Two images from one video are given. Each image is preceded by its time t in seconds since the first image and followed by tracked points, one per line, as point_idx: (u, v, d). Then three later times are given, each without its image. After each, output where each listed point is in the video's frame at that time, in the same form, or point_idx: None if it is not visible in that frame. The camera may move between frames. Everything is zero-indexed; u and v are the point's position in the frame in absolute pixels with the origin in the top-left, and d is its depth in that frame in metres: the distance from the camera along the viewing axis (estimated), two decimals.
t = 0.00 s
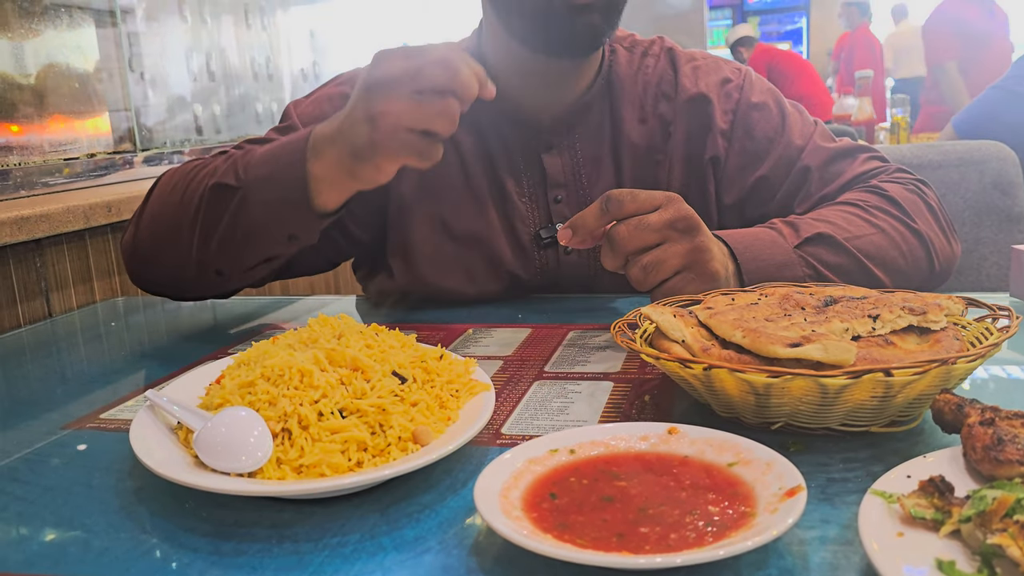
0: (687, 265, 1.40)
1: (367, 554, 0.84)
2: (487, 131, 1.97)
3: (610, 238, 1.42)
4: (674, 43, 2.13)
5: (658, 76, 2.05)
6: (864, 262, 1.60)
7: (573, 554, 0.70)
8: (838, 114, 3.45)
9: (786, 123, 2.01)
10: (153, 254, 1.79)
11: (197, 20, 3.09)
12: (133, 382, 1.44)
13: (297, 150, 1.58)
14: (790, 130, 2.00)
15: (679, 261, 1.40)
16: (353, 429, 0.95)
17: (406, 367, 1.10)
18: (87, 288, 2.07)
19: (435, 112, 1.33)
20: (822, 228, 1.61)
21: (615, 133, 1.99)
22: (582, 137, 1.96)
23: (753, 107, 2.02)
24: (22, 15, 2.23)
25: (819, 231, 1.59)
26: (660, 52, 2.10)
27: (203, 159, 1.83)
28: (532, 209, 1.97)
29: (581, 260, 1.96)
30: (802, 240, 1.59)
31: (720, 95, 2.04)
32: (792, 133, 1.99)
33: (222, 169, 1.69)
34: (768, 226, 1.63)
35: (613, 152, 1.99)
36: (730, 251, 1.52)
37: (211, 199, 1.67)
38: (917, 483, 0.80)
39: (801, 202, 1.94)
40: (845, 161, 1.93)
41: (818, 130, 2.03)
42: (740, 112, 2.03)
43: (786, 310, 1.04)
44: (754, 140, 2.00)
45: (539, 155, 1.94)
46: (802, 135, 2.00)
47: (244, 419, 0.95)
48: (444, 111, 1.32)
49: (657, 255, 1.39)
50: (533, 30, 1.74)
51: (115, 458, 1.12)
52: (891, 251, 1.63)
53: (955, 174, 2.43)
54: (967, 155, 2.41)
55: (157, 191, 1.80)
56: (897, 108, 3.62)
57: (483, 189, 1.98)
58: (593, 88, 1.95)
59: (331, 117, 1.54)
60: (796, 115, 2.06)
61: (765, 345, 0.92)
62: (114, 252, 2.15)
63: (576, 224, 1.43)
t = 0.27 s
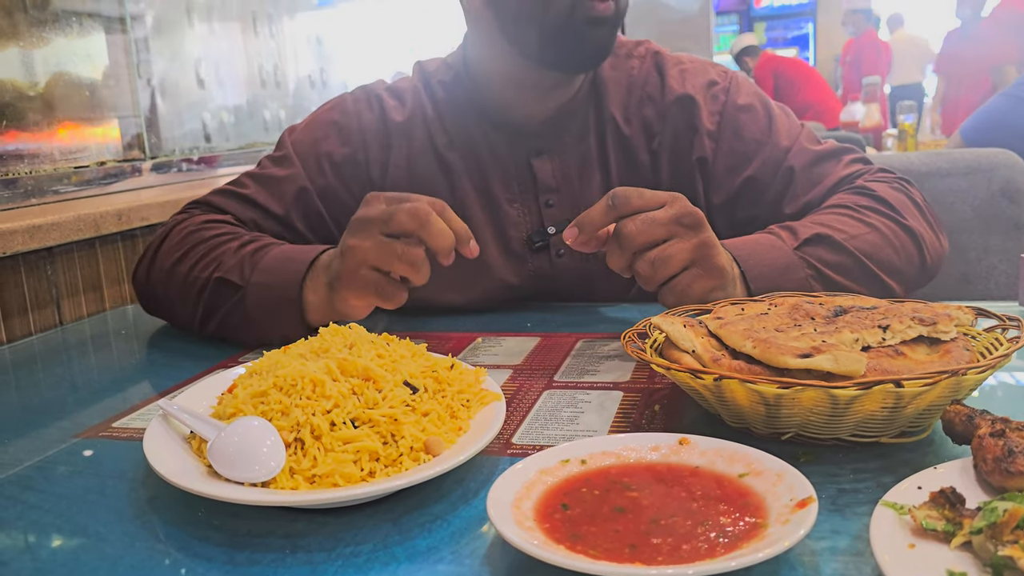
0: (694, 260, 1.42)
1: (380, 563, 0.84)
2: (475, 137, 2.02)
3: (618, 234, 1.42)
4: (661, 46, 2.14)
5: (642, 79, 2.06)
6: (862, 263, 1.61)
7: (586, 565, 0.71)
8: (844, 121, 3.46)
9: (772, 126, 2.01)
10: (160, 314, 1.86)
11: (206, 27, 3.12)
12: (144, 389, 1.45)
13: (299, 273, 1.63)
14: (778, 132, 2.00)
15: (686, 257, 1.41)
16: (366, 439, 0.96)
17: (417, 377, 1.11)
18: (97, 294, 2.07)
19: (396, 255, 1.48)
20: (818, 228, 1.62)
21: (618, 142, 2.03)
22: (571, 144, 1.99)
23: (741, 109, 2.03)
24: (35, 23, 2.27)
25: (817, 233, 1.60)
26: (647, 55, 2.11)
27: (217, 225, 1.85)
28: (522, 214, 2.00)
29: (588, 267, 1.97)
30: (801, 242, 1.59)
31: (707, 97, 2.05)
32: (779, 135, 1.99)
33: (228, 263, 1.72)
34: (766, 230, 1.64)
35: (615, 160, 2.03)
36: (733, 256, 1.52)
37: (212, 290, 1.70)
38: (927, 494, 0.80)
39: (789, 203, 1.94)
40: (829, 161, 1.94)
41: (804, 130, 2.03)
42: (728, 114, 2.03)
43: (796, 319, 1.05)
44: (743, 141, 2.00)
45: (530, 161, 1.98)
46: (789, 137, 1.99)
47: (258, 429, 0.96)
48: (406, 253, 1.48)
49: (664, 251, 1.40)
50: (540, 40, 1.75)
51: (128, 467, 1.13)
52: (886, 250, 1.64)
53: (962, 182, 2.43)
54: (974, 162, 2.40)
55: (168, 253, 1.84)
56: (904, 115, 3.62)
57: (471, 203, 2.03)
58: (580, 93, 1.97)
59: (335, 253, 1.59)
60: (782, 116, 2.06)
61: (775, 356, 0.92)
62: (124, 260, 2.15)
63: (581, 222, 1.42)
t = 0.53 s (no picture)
0: (647, 259, 1.44)
1: (390, 571, 0.85)
2: (468, 144, 2.04)
3: (574, 230, 1.42)
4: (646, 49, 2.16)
5: (628, 82, 2.08)
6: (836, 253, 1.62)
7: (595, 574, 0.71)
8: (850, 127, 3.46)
9: (757, 120, 2.00)
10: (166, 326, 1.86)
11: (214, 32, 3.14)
12: (153, 396, 1.46)
13: (309, 287, 1.64)
14: (762, 124, 2.00)
15: (640, 256, 1.43)
16: (375, 447, 0.97)
17: (427, 385, 1.12)
18: (107, 301, 2.09)
19: (403, 262, 1.47)
20: (797, 216, 1.62)
21: (616, 147, 2.04)
22: (563, 148, 2.02)
23: (723, 106, 2.03)
24: (45, 31, 2.29)
25: (792, 220, 1.61)
26: (632, 60, 2.13)
27: (224, 238, 1.87)
28: (515, 220, 2.02)
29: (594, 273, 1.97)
30: (774, 228, 1.60)
31: (690, 94, 2.06)
32: (763, 129, 1.99)
33: (236, 277, 1.73)
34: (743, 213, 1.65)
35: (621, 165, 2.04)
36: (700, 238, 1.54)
37: (218, 303, 1.71)
38: (936, 504, 0.80)
39: (774, 195, 1.93)
40: (816, 154, 1.92)
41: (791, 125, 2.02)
42: (710, 110, 2.04)
43: (804, 328, 1.05)
44: (726, 137, 2.01)
45: (522, 166, 2.01)
46: (775, 130, 1.99)
47: (268, 437, 0.97)
48: (412, 261, 1.47)
49: (618, 250, 1.43)
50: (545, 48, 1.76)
51: (138, 473, 1.14)
52: (864, 243, 1.64)
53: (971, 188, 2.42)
54: (982, 168, 2.39)
55: (175, 266, 1.84)
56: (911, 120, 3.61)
57: (465, 210, 2.05)
58: (569, 97, 2.01)
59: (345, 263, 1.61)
60: (768, 110, 2.05)
61: (783, 365, 0.93)
62: (134, 266, 2.17)
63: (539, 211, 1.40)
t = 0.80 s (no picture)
0: (645, 287, 1.43)
1: None
2: (470, 153, 2.04)
3: (571, 259, 1.44)
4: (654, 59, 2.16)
5: (633, 94, 2.08)
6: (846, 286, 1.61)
7: None
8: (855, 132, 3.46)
9: (769, 139, 2.01)
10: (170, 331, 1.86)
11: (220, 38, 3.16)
12: (159, 400, 1.46)
13: (313, 295, 1.64)
14: (773, 145, 2.00)
15: (638, 283, 1.43)
16: (381, 452, 0.97)
17: (433, 390, 1.11)
18: (113, 306, 2.09)
19: (405, 271, 1.48)
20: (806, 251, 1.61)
21: (616, 158, 2.04)
22: (563, 156, 2.02)
23: (734, 123, 2.04)
24: (52, 36, 2.30)
25: (801, 255, 1.60)
26: (641, 69, 2.13)
27: (229, 244, 1.87)
28: (515, 231, 2.03)
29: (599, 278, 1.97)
30: (782, 264, 1.60)
31: (700, 109, 2.06)
32: (776, 148, 2.00)
33: (241, 284, 1.73)
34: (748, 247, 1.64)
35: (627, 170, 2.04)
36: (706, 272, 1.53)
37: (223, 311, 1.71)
38: (945, 511, 0.80)
39: (787, 219, 1.94)
40: (829, 177, 1.92)
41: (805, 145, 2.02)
42: (721, 127, 2.04)
43: (810, 333, 1.05)
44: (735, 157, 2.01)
45: (523, 177, 2.01)
46: (787, 151, 1.99)
47: (274, 442, 0.97)
48: (414, 270, 1.48)
49: (616, 276, 1.43)
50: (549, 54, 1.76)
51: (144, 479, 1.14)
52: (875, 275, 1.64)
53: (978, 193, 2.43)
54: (989, 173, 2.40)
55: (180, 273, 1.85)
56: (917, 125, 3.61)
57: (469, 217, 2.05)
58: (573, 108, 2.00)
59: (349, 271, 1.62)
60: (781, 128, 2.05)
61: (790, 370, 0.93)
62: (140, 270, 2.18)
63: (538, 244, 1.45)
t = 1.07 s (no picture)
0: (650, 299, 1.43)
1: None
2: (476, 157, 2.05)
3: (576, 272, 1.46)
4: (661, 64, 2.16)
5: (641, 98, 2.08)
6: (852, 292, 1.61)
7: None
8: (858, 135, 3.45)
9: (776, 147, 2.00)
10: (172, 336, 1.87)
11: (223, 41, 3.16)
12: (162, 403, 1.46)
13: (314, 302, 1.64)
14: (782, 152, 2.00)
15: (642, 294, 1.43)
16: (384, 456, 0.97)
17: (435, 394, 1.12)
18: (116, 309, 2.10)
19: (403, 281, 1.49)
20: (812, 258, 1.61)
21: (625, 162, 2.04)
22: (572, 161, 2.02)
23: (742, 129, 2.03)
24: (56, 40, 2.31)
25: (807, 262, 1.60)
26: (647, 74, 2.13)
27: (231, 250, 1.88)
28: (522, 236, 2.03)
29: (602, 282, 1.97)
30: (789, 271, 1.59)
31: (707, 117, 2.06)
32: (785, 155, 1.99)
33: (243, 290, 1.74)
34: (757, 255, 1.64)
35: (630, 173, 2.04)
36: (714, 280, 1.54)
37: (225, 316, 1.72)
38: (948, 515, 0.80)
39: (795, 224, 1.94)
40: (838, 184, 1.92)
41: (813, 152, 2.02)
42: (729, 133, 2.03)
43: (813, 337, 1.05)
44: (743, 162, 2.01)
45: (531, 180, 2.01)
46: (798, 155, 1.99)
47: (277, 445, 0.97)
48: (412, 279, 1.49)
49: (620, 287, 1.43)
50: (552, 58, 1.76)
51: (147, 482, 1.14)
52: (881, 281, 1.63)
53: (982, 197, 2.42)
54: (994, 177, 2.39)
55: (183, 278, 1.85)
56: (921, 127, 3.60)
57: (472, 220, 2.05)
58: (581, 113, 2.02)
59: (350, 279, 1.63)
60: (787, 134, 2.05)
61: (793, 374, 0.93)
62: (143, 272, 2.18)
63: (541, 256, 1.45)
